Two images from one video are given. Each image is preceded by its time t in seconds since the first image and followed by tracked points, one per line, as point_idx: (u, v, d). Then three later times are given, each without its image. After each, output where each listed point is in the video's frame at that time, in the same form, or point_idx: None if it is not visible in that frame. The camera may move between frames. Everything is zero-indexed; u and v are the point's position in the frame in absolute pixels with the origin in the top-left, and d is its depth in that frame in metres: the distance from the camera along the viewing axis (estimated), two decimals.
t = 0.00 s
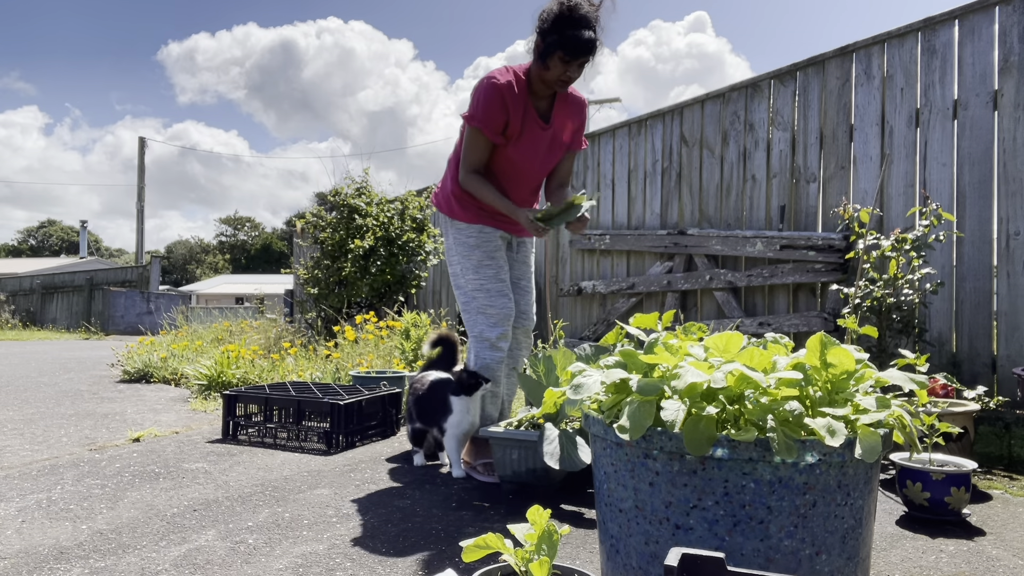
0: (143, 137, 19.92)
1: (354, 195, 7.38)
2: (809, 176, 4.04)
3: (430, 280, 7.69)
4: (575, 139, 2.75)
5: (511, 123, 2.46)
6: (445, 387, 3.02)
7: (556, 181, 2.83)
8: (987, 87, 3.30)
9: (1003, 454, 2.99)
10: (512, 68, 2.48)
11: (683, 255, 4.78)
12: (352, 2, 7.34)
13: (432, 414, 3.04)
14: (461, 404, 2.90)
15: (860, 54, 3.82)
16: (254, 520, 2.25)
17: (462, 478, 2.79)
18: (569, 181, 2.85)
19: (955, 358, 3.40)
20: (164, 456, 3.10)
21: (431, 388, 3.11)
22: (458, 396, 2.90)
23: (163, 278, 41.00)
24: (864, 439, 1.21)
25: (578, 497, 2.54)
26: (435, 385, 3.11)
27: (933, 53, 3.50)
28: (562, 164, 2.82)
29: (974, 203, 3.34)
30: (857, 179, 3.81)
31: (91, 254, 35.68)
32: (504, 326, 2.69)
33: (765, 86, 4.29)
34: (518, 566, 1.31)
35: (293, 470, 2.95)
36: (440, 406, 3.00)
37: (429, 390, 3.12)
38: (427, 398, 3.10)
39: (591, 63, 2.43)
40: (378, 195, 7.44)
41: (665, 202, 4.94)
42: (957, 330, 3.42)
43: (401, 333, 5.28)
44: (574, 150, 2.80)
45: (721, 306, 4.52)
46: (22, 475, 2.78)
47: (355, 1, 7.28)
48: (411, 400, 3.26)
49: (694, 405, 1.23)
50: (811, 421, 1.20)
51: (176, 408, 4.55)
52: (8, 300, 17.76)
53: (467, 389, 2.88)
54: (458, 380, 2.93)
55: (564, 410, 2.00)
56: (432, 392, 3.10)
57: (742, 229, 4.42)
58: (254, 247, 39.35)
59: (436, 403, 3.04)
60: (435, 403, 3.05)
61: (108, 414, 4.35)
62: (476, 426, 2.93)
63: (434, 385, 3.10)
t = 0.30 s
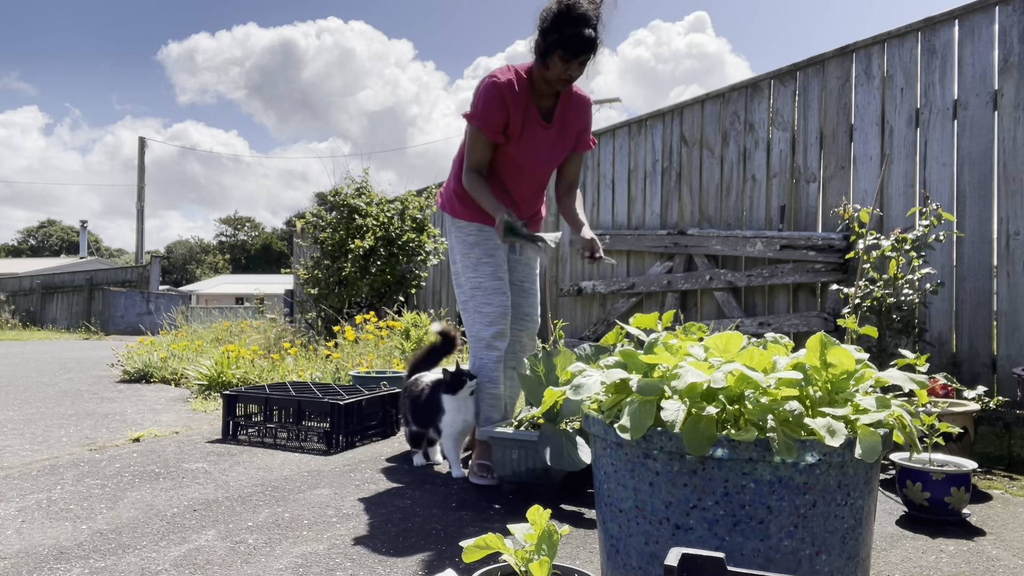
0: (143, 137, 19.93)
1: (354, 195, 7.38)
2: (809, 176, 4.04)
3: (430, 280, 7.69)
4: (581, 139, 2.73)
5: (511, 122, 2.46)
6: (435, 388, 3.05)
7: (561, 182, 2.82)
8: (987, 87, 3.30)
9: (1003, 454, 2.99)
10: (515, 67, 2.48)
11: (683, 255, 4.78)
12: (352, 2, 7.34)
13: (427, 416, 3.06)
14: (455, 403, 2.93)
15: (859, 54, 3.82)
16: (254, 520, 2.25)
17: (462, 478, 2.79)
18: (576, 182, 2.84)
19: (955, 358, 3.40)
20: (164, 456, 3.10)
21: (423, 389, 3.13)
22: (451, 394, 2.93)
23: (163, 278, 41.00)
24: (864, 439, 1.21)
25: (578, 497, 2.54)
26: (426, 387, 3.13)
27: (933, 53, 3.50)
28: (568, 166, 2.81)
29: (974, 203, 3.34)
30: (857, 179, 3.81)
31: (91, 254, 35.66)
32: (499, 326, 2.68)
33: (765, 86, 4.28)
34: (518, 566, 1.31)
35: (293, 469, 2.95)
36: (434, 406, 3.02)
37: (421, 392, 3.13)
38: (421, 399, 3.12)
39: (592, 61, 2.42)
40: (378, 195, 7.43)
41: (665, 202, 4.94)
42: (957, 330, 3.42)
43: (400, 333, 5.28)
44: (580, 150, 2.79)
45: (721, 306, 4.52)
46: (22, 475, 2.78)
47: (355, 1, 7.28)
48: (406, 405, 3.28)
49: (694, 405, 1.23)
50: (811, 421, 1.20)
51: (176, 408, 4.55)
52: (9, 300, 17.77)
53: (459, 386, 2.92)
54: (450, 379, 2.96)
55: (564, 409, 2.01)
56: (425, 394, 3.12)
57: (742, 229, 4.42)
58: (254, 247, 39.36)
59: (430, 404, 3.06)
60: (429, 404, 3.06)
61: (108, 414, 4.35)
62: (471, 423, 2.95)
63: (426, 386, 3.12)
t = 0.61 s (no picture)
0: (143, 137, 19.93)
1: (354, 195, 7.38)
2: (809, 176, 4.04)
3: (430, 280, 7.69)
4: (588, 151, 2.73)
5: (516, 135, 2.45)
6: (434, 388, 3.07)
7: (577, 195, 2.79)
8: (987, 87, 3.30)
9: (1003, 454, 2.99)
10: (523, 79, 2.46)
11: (683, 255, 4.78)
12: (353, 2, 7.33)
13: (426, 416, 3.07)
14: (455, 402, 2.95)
15: (859, 54, 3.82)
16: (254, 520, 2.25)
17: (462, 479, 2.79)
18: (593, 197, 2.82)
19: (955, 358, 3.41)
20: (164, 456, 3.10)
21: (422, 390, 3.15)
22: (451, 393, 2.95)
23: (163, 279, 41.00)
24: (864, 439, 1.21)
25: (578, 497, 2.54)
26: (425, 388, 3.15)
27: (933, 53, 3.50)
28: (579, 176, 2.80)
29: (974, 203, 3.34)
30: (857, 179, 3.81)
31: (91, 254, 35.64)
32: (495, 328, 2.68)
33: (765, 86, 4.28)
34: (518, 566, 1.31)
35: (293, 469, 2.95)
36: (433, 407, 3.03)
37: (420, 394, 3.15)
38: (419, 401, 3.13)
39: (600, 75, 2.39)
40: (378, 195, 7.43)
41: (665, 202, 4.94)
42: (957, 330, 3.42)
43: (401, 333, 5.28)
44: (588, 160, 2.78)
45: (721, 306, 4.52)
46: (22, 475, 2.78)
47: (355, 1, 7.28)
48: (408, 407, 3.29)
49: (694, 405, 1.23)
50: (811, 421, 1.20)
51: (176, 408, 4.55)
52: (9, 300, 17.78)
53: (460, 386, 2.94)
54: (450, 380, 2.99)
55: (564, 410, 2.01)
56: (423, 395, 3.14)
57: (742, 229, 4.42)
58: (254, 247, 39.36)
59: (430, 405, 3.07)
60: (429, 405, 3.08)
61: (108, 414, 4.35)
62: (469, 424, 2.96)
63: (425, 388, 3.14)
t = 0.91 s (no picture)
0: (143, 137, 19.95)
1: (354, 195, 7.38)
2: (809, 176, 4.04)
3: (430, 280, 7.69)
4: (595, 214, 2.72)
5: (524, 195, 2.45)
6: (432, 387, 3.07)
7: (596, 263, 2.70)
8: (987, 87, 3.30)
9: (1003, 454, 2.99)
10: (538, 144, 2.45)
11: (683, 255, 4.78)
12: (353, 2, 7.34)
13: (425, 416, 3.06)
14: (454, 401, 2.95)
15: (859, 54, 3.82)
16: (254, 520, 2.25)
17: (461, 479, 2.79)
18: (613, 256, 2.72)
19: (955, 358, 3.41)
20: (164, 456, 3.10)
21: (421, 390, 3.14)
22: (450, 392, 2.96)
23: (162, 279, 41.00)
24: (864, 439, 1.21)
25: (578, 497, 2.54)
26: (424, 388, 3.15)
27: (933, 53, 3.50)
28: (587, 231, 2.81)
29: (974, 203, 3.34)
30: (857, 179, 3.81)
31: (91, 254, 35.64)
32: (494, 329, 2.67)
33: (765, 86, 4.29)
34: (518, 566, 1.30)
35: (293, 470, 2.95)
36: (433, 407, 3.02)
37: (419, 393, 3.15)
38: (418, 400, 3.13)
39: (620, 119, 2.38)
40: (378, 195, 7.44)
41: (665, 202, 4.94)
42: (957, 330, 3.42)
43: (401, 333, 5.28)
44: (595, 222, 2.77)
45: (721, 306, 4.52)
46: (22, 475, 2.78)
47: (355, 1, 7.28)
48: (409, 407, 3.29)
49: (694, 405, 1.23)
50: (811, 421, 1.20)
51: (176, 408, 4.55)
52: (9, 300, 17.80)
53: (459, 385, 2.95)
54: (448, 377, 2.99)
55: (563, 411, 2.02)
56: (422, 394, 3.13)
57: (742, 229, 4.42)
58: (254, 247, 39.37)
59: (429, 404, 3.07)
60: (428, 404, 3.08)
61: (108, 414, 4.35)
62: (469, 422, 2.97)
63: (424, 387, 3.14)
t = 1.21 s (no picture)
0: (143, 137, 19.96)
1: (354, 195, 7.38)
2: (809, 176, 4.04)
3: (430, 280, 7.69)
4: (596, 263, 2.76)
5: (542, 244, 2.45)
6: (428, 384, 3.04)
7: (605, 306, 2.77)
8: (987, 87, 3.30)
9: (1003, 454, 2.99)
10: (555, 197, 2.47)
11: (683, 255, 4.78)
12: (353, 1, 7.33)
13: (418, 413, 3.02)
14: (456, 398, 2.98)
15: (859, 54, 3.82)
16: (254, 520, 2.25)
17: (462, 479, 2.79)
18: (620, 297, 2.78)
19: (955, 358, 3.40)
20: (164, 456, 3.10)
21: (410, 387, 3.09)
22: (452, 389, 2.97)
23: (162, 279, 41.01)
24: (864, 439, 1.21)
25: (578, 497, 2.54)
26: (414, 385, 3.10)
27: (933, 53, 3.50)
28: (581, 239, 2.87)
29: (974, 203, 3.34)
30: (857, 179, 3.81)
31: (90, 254, 35.63)
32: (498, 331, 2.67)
33: (765, 86, 4.29)
34: (518, 566, 1.30)
35: (293, 470, 2.95)
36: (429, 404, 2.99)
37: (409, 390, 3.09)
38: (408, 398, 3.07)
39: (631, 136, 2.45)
40: (378, 195, 7.44)
41: (665, 203, 4.94)
42: (957, 330, 3.42)
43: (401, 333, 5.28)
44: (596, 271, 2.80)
45: (721, 306, 4.52)
46: (22, 475, 2.78)
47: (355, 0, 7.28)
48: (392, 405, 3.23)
49: (695, 405, 1.23)
50: (811, 421, 1.20)
51: (176, 408, 4.55)
52: (9, 300, 17.81)
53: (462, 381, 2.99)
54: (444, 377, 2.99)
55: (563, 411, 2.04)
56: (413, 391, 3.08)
57: (742, 229, 4.42)
58: (254, 247, 39.37)
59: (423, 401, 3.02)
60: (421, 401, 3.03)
61: (108, 414, 4.35)
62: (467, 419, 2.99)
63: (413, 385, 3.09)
